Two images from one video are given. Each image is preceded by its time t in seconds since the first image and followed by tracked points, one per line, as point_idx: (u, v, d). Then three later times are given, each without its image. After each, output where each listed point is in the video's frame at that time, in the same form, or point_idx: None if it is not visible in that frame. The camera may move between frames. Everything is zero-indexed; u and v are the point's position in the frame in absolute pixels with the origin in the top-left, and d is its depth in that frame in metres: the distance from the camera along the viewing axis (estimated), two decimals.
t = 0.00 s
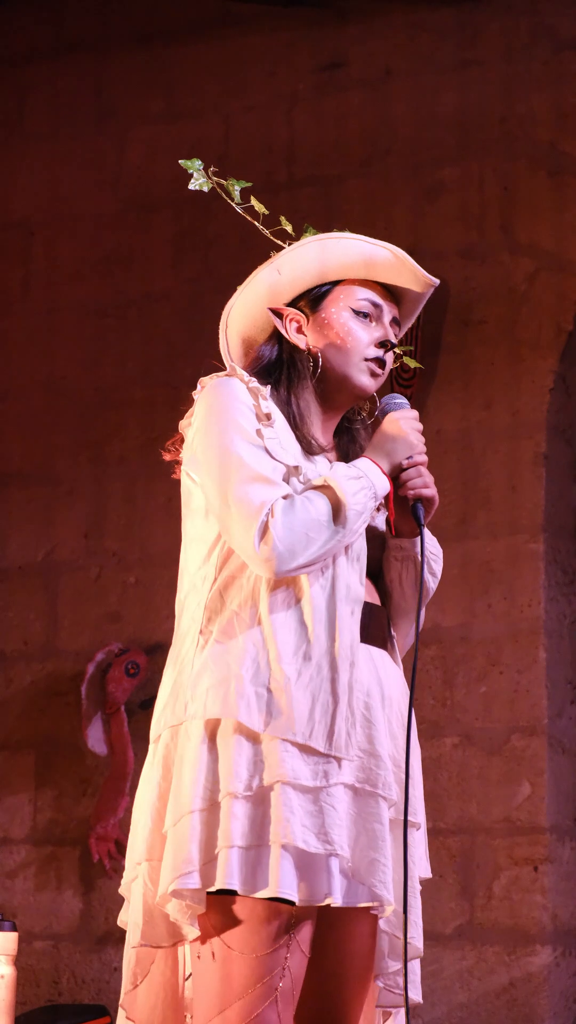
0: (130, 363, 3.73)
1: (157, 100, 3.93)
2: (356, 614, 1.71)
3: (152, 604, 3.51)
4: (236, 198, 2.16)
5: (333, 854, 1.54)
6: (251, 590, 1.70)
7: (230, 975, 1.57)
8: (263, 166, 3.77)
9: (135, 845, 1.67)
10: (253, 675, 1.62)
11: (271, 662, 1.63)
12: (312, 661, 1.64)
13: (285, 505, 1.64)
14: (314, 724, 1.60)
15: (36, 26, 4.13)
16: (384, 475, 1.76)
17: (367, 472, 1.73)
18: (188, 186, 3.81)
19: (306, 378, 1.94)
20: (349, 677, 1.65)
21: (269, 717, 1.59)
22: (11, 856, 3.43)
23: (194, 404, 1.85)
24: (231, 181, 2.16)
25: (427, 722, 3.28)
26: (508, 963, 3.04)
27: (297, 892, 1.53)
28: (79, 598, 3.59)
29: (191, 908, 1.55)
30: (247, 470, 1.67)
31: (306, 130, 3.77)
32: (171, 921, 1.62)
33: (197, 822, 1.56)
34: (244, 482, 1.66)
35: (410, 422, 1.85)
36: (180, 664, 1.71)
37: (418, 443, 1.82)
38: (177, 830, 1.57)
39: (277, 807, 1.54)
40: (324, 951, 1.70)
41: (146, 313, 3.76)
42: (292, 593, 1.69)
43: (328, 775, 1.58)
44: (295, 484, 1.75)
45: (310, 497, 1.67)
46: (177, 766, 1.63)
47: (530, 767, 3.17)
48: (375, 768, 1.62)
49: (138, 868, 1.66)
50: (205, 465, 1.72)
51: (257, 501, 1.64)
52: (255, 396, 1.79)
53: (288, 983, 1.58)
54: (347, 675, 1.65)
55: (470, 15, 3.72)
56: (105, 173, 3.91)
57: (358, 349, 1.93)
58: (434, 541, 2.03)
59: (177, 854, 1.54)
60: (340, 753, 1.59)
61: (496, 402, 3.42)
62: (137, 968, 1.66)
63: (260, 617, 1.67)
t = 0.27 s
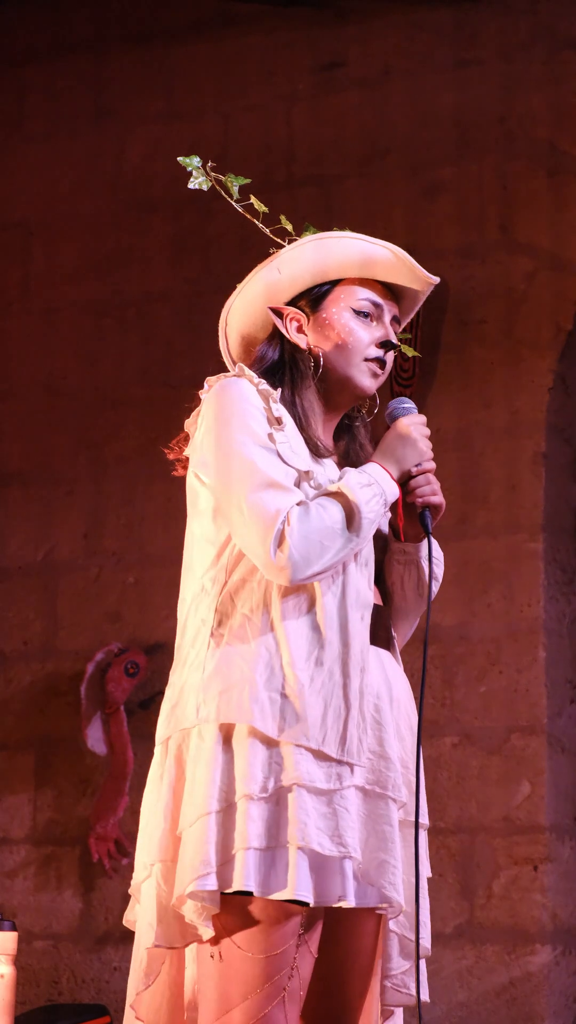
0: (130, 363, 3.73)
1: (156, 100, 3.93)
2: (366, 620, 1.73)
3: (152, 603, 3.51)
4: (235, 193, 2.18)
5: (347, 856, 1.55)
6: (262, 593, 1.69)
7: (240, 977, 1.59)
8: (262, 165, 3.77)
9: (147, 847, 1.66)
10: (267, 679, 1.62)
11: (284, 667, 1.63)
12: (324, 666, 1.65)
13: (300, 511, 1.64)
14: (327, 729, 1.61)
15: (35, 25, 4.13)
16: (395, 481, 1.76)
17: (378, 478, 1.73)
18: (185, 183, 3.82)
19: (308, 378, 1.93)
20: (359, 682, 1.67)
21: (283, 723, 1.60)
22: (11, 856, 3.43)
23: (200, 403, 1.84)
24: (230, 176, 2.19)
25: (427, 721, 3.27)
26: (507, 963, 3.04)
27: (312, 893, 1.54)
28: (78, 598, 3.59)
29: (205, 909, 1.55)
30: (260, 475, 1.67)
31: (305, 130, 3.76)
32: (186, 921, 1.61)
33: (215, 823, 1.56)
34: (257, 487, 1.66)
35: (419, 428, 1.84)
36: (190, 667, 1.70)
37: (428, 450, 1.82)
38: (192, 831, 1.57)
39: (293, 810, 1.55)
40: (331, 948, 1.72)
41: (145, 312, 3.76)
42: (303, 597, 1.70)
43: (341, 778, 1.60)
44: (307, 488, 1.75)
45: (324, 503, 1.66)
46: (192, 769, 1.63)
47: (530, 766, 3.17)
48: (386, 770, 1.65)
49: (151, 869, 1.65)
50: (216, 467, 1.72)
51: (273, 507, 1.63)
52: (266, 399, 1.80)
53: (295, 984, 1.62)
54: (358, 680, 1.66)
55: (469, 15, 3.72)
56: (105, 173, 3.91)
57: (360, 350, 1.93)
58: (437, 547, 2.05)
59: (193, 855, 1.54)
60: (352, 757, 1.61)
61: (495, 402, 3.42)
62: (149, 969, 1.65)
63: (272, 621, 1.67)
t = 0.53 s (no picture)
0: (128, 362, 3.73)
1: (155, 100, 3.93)
2: (368, 625, 1.73)
3: (150, 603, 3.51)
4: (227, 188, 2.18)
5: (352, 857, 1.57)
6: (263, 603, 1.69)
7: (244, 976, 1.60)
8: (261, 165, 3.76)
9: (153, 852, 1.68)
10: (269, 686, 1.63)
11: (287, 673, 1.64)
12: (327, 670, 1.66)
13: (294, 524, 1.64)
14: (331, 734, 1.62)
15: (34, 24, 4.13)
16: (391, 484, 1.76)
17: (373, 483, 1.74)
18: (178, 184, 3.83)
19: (303, 380, 1.93)
20: (363, 686, 1.68)
21: (286, 730, 1.60)
22: (8, 856, 3.42)
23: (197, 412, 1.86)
24: (224, 174, 2.17)
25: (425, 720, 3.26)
26: (506, 962, 3.05)
27: (318, 894, 1.55)
28: (77, 597, 3.59)
29: (211, 909, 1.56)
30: (254, 488, 1.67)
31: (304, 130, 3.77)
32: (190, 922, 1.64)
33: (219, 825, 1.57)
34: (252, 501, 1.66)
35: (415, 430, 1.84)
36: (193, 677, 1.71)
37: (424, 451, 1.81)
38: (197, 836, 1.58)
39: (298, 813, 1.56)
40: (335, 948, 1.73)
41: (144, 312, 3.76)
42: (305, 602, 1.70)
43: (347, 780, 1.61)
44: (303, 498, 1.75)
45: (319, 514, 1.67)
46: (194, 777, 1.64)
47: (528, 766, 3.17)
48: (390, 772, 1.66)
49: (157, 872, 1.67)
50: (212, 480, 1.72)
51: (267, 522, 1.64)
52: (259, 408, 1.79)
53: (299, 983, 1.62)
54: (362, 684, 1.67)
55: (468, 15, 3.72)
56: (103, 172, 3.91)
57: (356, 350, 1.94)
58: (436, 543, 2.06)
59: (198, 859, 1.55)
60: (357, 760, 1.62)
61: (494, 401, 3.42)
62: (157, 971, 1.68)
63: (274, 628, 1.68)
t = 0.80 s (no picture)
0: (129, 362, 3.73)
1: (156, 99, 3.93)
2: (365, 626, 1.74)
3: (151, 602, 3.51)
4: (217, 193, 2.22)
5: (351, 859, 1.57)
6: (261, 605, 1.70)
7: (244, 975, 1.59)
8: (262, 165, 3.77)
9: (156, 854, 1.70)
10: (266, 689, 1.64)
11: (283, 675, 1.64)
12: (325, 672, 1.66)
13: (287, 526, 1.65)
14: (329, 736, 1.62)
15: (35, 24, 4.13)
16: (384, 483, 1.76)
17: (366, 482, 1.74)
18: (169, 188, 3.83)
19: (300, 382, 1.94)
20: (362, 688, 1.68)
21: (282, 733, 1.61)
22: (9, 855, 3.43)
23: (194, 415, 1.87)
24: (212, 180, 2.21)
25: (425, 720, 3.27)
26: (506, 962, 3.05)
27: (316, 896, 1.56)
28: (77, 597, 3.59)
29: (210, 910, 1.58)
30: (247, 492, 1.68)
31: (304, 129, 3.77)
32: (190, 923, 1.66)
33: (216, 826, 1.58)
34: (245, 504, 1.68)
35: (410, 428, 1.84)
36: (192, 681, 1.73)
37: (418, 450, 1.81)
38: (194, 837, 1.59)
39: (294, 814, 1.56)
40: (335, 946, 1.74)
41: (145, 311, 3.76)
42: (303, 604, 1.71)
43: (345, 783, 1.61)
44: (297, 499, 1.77)
45: (311, 517, 1.68)
46: (193, 780, 1.65)
47: (528, 766, 3.17)
48: (390, 773, 1.65)
49: (158, 873, 1.70)
50: (208, 484, 1.74)
51: (260, 525, 1.65)
52: (254, 408, 1.81)
53: (300, 983, 1.61)
54: (360, 686, 1.67)
55: (468, 14, 3.72)
56: (104, 171, 3.91)
57: (354, 351, 1.94)
58: (436, 536, 2.06)
59: (194, 860, 1.56)
60: (355, 762, 1.62)
61: (495, 401, 3.42)
62: (161, 970, 1.71)
63: (271, 630, 1.68)
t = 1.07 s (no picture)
0: (129, 360, 3.73)
1: (156, 98, 3.93)
2: (360, 621, 1.74)
3: (150, 601, 3.51)
4: (218, 191, 2.19)
5: (338, 857, 1.57)
6: (253, 601, 1.72)
7: (236, 973, 1.60)
8: (262, 164, 3.77)
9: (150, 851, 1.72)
10: (254, 685, 1.65)
11: (273, 672, 1.65)
12: (314, 669, 1.66)
13: (275, 522, 1.67)
14: (318, 732, 1.62)
15: (36, 22, 4.12)
16: (377, 475, 1.77)
17: (358, 475, 1.75)
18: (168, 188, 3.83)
19: (300, 379, 1.95)
20: (352, 684, 1.67)
21: (270, 729, 1.62)
22: (8, 853, 3.43)
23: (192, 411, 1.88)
24: (214, 176, 2.19)
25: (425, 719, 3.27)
26: (505, 961, 3.05)
27: (304, 893, 1.57)
28: (77, 595, 3.59)
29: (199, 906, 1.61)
30: (237, 488, 1.70)
31: (305, 128, 3.77)
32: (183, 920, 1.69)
33: (202, 823, 1.60)
34: (235, 500, 1.69)
35: (402, 420, 1.83)
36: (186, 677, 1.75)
37: (409, 442, 1.80)
38: (182, 834, 1.60)
39: (281, 810, 1.57)
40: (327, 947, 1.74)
41: (145, 310, 3.76)
42: (294, 601, 1.72)
43: (333, 780, 1.61)
44: (290, 494, 1.77)
45: (300, 512, 1.69)
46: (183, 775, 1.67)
47: (528, 765, 3.17)
48: (381, 771, 1.65)
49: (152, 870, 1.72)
50: (201, 481, 1.75)
51: (249, 520, 1.67)
52: (246, 406, 1.82)
53: (294, 979, 1.61)
54: (350, 682, 1.67)
55: (469, 14, 3.72)
56: (104, 170, 3.91)
57: (353, 347, 1.94)
58: (436, 527, 2.01)
59: (180, 856, 1.58)
60: (343, 759, 1.62)
61: (495, 400, 3.42)
62: (158, 968, 1.75)
63: (262, 626, 1.69)
